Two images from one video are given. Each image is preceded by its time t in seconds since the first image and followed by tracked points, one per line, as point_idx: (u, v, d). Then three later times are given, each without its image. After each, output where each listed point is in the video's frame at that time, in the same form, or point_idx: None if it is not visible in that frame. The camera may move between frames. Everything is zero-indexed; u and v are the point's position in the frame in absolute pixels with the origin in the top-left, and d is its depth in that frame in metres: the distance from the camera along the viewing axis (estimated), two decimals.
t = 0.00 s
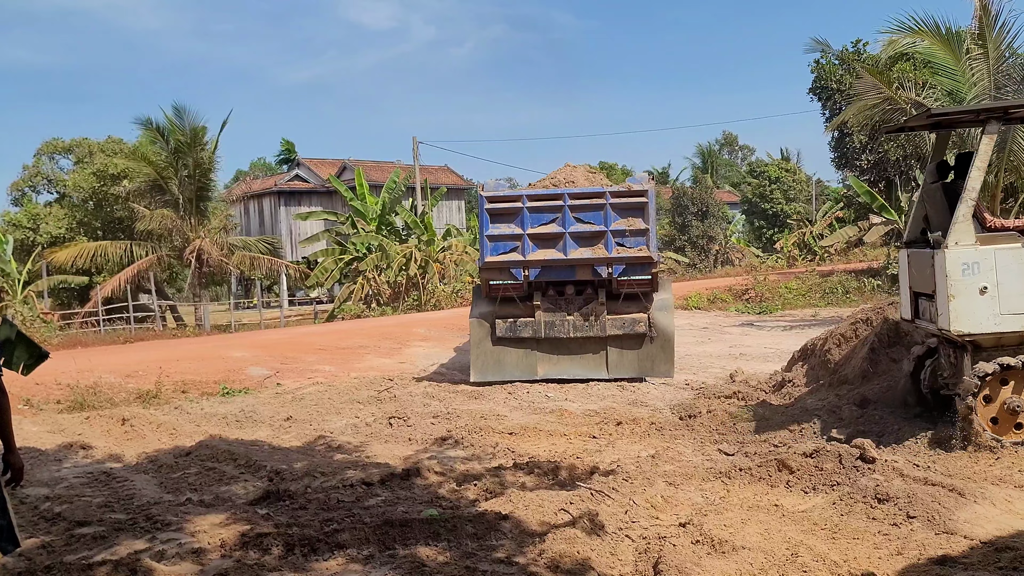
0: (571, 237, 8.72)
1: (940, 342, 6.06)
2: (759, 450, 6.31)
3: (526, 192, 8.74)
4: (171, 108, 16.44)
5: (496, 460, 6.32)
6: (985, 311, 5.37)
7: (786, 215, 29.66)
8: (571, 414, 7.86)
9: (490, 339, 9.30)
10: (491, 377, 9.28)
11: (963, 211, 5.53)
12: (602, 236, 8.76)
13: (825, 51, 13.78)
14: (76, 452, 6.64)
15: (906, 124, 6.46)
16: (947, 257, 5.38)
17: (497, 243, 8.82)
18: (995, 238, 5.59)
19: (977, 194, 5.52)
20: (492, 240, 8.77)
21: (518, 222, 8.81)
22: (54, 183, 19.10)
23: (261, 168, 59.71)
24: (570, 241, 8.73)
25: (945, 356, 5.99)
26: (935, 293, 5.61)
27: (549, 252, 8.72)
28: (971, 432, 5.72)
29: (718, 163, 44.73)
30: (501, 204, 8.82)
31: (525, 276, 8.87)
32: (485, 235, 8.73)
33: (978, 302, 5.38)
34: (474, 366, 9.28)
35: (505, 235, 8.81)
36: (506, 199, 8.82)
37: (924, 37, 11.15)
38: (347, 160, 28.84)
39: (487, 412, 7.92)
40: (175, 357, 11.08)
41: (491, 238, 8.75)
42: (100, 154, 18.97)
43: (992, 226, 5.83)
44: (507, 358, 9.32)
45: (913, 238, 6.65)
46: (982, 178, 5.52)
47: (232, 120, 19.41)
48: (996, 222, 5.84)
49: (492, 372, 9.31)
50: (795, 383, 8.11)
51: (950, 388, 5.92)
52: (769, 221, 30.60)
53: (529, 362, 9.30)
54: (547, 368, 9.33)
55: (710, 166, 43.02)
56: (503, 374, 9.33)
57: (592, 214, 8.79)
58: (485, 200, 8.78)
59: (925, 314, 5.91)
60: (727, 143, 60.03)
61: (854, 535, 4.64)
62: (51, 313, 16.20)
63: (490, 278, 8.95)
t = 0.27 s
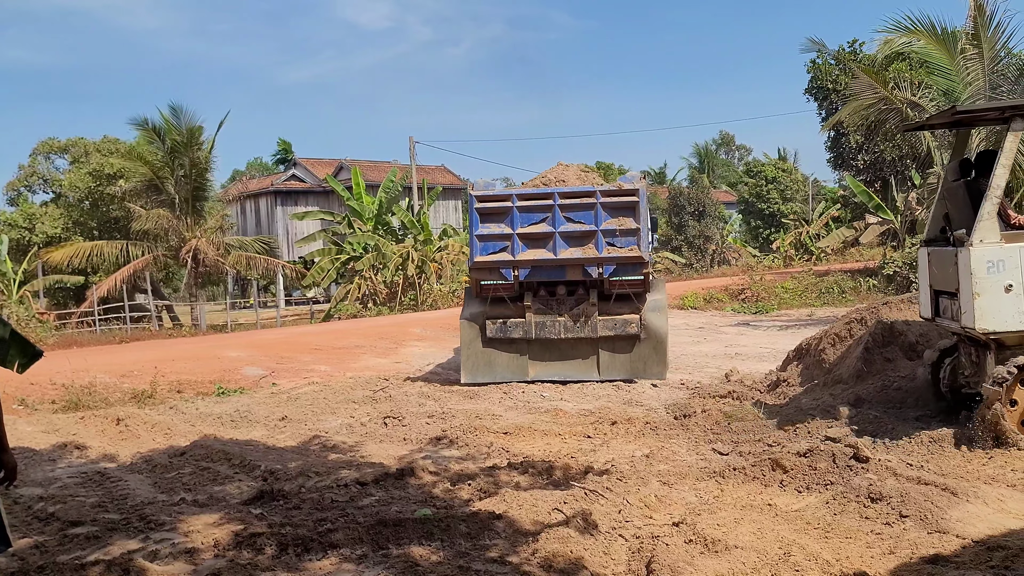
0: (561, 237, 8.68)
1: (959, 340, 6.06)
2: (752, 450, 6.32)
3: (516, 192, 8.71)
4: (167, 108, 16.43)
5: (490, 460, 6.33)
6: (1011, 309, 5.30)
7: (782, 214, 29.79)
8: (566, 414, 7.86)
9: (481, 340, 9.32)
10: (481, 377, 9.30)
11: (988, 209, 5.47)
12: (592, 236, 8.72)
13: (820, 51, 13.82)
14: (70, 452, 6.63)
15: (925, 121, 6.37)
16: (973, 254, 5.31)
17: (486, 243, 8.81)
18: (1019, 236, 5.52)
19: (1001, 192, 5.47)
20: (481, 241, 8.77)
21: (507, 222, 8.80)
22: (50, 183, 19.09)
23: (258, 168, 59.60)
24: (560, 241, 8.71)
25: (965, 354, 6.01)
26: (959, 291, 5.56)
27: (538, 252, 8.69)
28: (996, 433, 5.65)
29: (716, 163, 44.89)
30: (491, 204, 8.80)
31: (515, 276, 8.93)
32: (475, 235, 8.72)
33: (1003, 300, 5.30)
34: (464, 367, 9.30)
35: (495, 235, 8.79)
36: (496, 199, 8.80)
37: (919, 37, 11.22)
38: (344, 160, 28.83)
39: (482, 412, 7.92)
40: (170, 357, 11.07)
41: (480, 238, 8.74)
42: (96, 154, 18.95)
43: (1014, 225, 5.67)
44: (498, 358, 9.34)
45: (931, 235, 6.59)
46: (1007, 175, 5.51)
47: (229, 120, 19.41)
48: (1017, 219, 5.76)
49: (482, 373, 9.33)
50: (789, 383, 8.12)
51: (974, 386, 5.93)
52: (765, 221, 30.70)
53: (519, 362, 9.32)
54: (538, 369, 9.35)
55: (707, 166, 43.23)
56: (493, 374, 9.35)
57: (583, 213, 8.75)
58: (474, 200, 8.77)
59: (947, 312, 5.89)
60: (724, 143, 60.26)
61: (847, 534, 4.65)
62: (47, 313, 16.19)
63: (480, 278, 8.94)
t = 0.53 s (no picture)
0: (554, 236, 8.67)
1: (981, 339, 6.11)
2: (748, 449, 6.33)
3: (509, 191, 8.71)
4: (165, 108, 16.43)
5: (486, 459, 6.34)
6: None
7: (779, 214, 29.86)
8: (562, 414, 7.87)
9: (474, 340, 9.32)
10: (474, 378, 9.29)
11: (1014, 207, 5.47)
12: (586, 236, 8.70)
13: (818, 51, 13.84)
14: (66, 452, 6.62)
15: (948, 120, 6.37)
16: (999, 253, 5.31)
17: (480, 242, 8.83)
18: None
19: None
20: (474, 240, 8.78)
21: (501, 222, 8.79)
22: (47, 183, 19.07)
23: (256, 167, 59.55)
24: (553, 240, 8.68)
25: (987, 353, 6.05)
26: (985, 289, 5.56)
27: (531, 252, 8.68)
28: None
29: (713, 163, 44.98)
30: (484, 203, 8.81)
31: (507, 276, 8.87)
32: (468, 234, 8.73)
33: None
34: (456, 367, 9.28)
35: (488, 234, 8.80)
36: (489, 198, 8.81)
37: (916, 36, 11.25)
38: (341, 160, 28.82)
39: (478, 412, 7.93)
40: (166, 357, 11.06)
41: (473, 237, 8.76)
42: (93, 154, 18.94)
43: None
44: (491, 359, 9.33)
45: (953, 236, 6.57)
46: None
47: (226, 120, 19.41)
48: None
49: (475, 374, 9.32)
50: (786, 382, 8.14)
51: (998, 383, 5.96)
52: (761, 220, 30.74)
53: (512, 363, 9.31)
54: (531, 370, 9.32)
55: (704, 166, 43.41)
56: (486, 376, 9.34)
57: (577, 213, 8.74)
58: (468, 200, 8.80)
59: (970, 309, 5.92)
60: (721, 143, 60.38)
61: (842, 533, 4.66)
62: (43, 313, 16.16)
63: (473, 277, 8.94)
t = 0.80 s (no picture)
0: (547, 236, 8.59)
1: (1005, 336, 6.11)
2: (744, 449, 6.34)
3: (503, 190, 8.63)
4: (162, 108, 16.41)
5: (483, 459, 6.34)
6: None
7: (776, 214, 29.93)
8: (559, 414, 7.87)
9: (467, 341, 9.28)
10: (467, 380, 9.24)
11: None
12: (580, 236, 8.60)
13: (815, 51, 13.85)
14: (63, 452, 6.62)
15: (977, 115, 6.43)
16: None
17: (472, 242, 8.77)
18: None
19: None
20: (467, 240, 8.74)
21: (494, 221, 8.73)
22: (44, 183, 19.06)
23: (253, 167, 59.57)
24: (546, 240, 8.60)
25: (1010, 349, 6.05)
26: (1011, 284, 5.61)
27: (523, 252, 8.60)
28: None
29: (710, 162, 45.10)
30: (478, 202, 8.75)
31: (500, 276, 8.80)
32: (460, 233, 8.69)
33: None
34: (449, 368, 9.24)
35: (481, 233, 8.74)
36: (483, 196, 8.74)
37: (914, 36, 11.26)
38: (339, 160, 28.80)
39: (476, 412, 7.93)
40: (164, 357, 11.06)
41: (466, 237, 8.72)
42: (90, 154, 18.92)
43: None
44: (484, 361, 9.31)
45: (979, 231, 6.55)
46: None
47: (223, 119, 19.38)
48: None
49: (468, 375, 9.28)
50: (783, 382, 8.16)
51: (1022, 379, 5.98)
52: (758, 221, 30.79)
53: (505, 365, 9.26)
54: (525, 372, 9.31)
55: (702, 166, 43.57)
56: (479, 377, 9.29)
57: (571, 212, 8.62)
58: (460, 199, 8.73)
59: (996, 305, 5.92)
60: (719, 143, 60.53)
61: (837, 533, 4.66)
62: (40, 313, 16.16)
63: (466, 277, 8.90)
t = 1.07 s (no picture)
0: (539, 237, 8.48)
1: None
2: (741, 449, 6.34)
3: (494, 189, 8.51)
4: (160, 108, 16.39)
5: (480, 460, 6.35)
6: None
7: (774, 215, 29.99)
8: (557, 414, 7.88)
9: (458, 344, 9.25)
10: (458, 382, 9.22)
11: None
12: (573, 237, 8.50)
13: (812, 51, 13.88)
14: (60, 452, 6.62)
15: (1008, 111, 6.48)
16: None
17: (463, 242, 8.68)
18: None
19: None
20: (458, 240, 8.65)
21: (485, 221, 8.63)
22: (41, 183, 19.05)
23: (251, 168, 59.59)
24: (538, 241, 8.49)
25: None
26: None
27: (515, 253, 8.53)
28: None
29: (708, 163, 45.20)
30: (469, 201, 8.64)
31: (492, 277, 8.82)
32: (451, 234, 8.60)
33: None
34: (441, 371, 9.23)
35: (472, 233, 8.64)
36: (473, 196, 8.63)
37: (911, 37, 11.29)
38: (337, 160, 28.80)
39: (473, 412, 7.94)
40: (161, 358, 11.06)
41: (457, 238, 8.63)
42: (88, 154, 18.91)
43: None
44: (476, 364, 9.27)
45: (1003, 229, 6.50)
46: None
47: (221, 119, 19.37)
48: None
49: (460, 378, 9.26)
50: (780, 382, 8.15)
51: None
52: (756, 221, 30.84)
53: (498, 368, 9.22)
54: (517, 375, 9.27)
55: (700, 167, 43.68)
56: (471, 380, 9.26)
57: (564, 213, 8.52)
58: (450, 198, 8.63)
59: (1020, 302, 5.94)
60: (717, 143, 60.68)
61: (834, 533, 4.67)
62: (39, 313, 16.17)
63: (458, 278, 8.88)
